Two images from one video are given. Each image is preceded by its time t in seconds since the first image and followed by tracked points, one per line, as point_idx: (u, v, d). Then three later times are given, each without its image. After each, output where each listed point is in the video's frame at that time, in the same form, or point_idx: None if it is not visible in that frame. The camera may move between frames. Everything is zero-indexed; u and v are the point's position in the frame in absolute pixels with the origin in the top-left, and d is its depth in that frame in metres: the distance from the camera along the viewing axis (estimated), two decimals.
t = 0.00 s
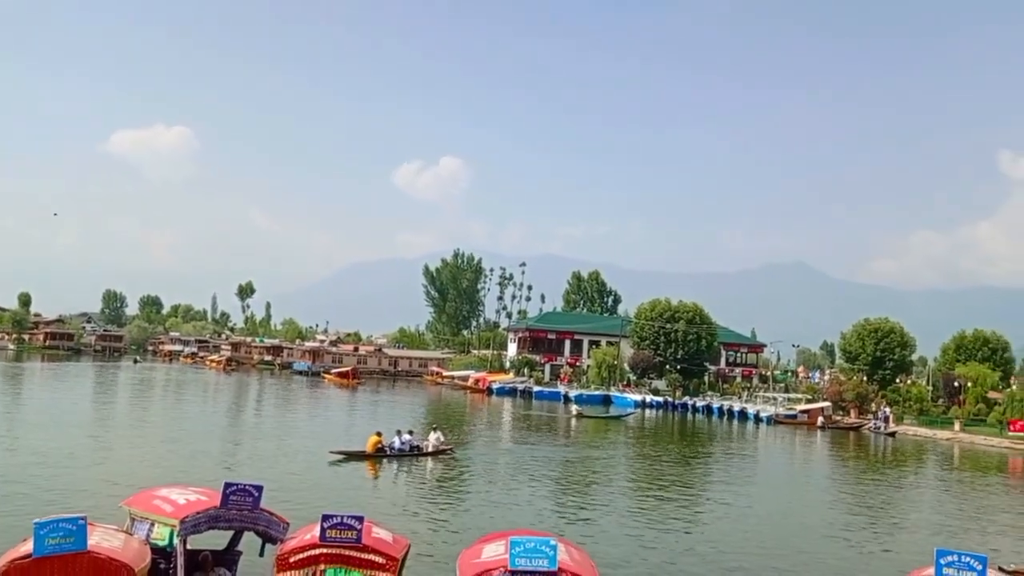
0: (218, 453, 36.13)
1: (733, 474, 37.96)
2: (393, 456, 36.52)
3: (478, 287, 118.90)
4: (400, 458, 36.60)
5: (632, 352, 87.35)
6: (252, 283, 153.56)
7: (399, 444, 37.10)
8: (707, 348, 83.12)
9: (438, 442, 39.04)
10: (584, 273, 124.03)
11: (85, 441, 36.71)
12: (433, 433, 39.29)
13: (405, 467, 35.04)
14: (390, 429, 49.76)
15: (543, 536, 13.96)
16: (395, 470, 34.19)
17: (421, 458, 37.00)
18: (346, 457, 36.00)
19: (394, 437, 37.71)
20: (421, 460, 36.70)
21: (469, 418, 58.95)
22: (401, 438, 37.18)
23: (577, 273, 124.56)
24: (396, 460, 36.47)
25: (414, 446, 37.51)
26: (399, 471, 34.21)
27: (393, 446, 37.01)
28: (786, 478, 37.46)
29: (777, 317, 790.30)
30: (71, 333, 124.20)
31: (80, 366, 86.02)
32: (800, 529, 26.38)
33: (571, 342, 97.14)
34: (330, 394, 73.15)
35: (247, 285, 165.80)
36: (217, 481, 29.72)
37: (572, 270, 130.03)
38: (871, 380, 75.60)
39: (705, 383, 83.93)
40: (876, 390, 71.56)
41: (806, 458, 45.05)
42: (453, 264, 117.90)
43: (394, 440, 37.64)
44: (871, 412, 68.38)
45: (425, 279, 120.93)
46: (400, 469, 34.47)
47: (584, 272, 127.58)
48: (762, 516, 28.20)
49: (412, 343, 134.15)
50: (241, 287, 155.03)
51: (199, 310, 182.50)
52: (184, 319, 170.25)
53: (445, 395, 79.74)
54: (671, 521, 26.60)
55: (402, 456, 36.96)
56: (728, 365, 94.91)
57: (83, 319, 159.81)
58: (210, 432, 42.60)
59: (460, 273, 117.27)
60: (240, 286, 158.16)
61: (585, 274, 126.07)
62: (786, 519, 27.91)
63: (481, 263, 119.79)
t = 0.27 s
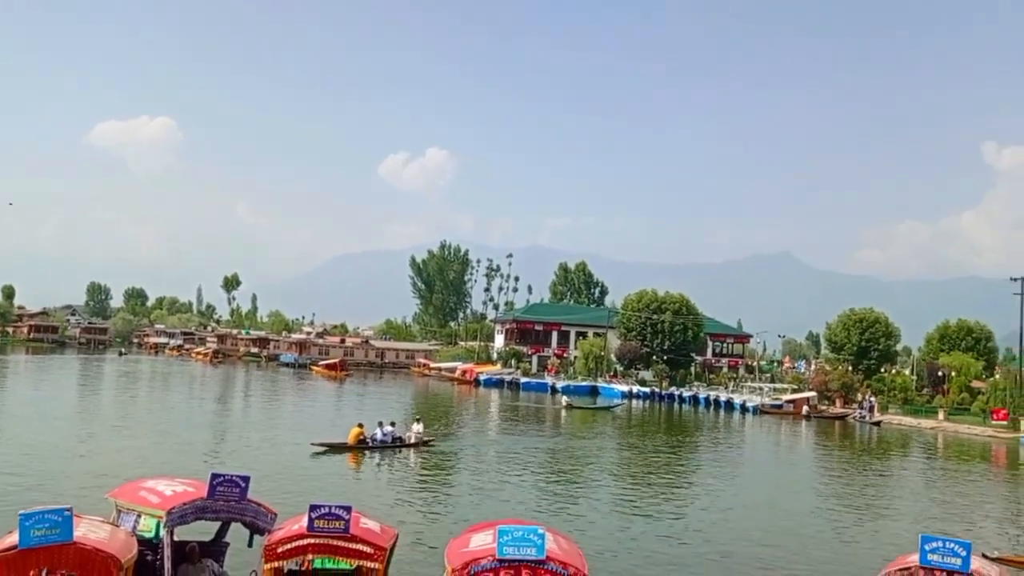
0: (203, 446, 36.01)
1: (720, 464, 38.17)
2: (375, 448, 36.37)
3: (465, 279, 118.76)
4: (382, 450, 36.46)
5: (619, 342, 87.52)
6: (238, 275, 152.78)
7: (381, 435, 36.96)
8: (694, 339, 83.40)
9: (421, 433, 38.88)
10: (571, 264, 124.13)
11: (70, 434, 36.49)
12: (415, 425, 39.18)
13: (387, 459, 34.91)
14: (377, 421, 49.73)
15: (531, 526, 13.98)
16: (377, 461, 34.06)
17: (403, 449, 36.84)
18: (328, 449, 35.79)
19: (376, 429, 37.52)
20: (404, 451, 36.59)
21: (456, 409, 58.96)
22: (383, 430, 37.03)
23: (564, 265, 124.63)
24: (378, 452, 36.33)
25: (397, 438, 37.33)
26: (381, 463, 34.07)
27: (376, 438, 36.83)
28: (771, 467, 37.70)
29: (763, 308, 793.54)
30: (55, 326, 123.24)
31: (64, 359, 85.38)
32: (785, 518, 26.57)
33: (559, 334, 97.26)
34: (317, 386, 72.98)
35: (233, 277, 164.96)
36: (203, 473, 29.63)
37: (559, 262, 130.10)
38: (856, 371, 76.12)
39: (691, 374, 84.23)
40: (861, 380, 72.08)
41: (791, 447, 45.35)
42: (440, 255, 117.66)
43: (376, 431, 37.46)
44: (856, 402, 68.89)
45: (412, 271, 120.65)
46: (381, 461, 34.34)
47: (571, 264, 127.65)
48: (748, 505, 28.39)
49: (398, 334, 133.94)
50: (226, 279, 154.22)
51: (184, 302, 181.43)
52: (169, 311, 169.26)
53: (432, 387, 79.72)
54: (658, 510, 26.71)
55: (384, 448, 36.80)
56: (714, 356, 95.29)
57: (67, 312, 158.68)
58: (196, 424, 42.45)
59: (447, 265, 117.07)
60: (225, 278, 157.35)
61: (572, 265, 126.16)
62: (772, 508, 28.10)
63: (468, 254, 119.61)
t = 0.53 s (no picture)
0: (186, 438, 35.84)
1: (704, 452, 38.31)
2: (353, 439, 36.15)
3: (448, 270, 118.58)
4: (360, 442, 36.25)
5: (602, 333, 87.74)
6: (219, 267, 151.77)
7: (359, 427, 36.75)
8: (677, 329, 83.74)
9: (399, 424, 38.66)
10: (555, 255, 124.18)
11: (50, 427, 36.19)
12: (394, 415, 39.01)
13: (365, 450, 34.73)
14: (361, 412, 49.63)
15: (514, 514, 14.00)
16: (355, 453, 33.88)
17: (381, 440, 36.61)
18: (306, 440, 35.51)
19: (354, 420, 37.26)
20: (382, 442, 36.36)
21: (440, 400, 58.96)
22: (361, 421, 36.83)
23: (548, 256, 124.70)
24: (356, 443, 36.12)
25: (375, 429, 37.08)
26: (359, 454, 33.87)
27: (353, 429, 36.56)
28: (755, 455, 37.96)
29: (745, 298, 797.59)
30: (34, 319, 122.00)
31: (44, 352, 84.56)
32: (771, 505, 26.75)
33: (542, 324, 97.40)
34: (300, 377, 72.71)
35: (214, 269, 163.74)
36: (186, 466, 29.49)
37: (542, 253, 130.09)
38: (837, 359, 76.70)
39: (674, 363, 84.63)
40: (843, 369, 72.73)
41: (774, 435, 45.65)
42: (423, 246, 117.30)
43: (354, 422, 37.19)
44: (838, 390, 69.45)
45: (394, 262, 120.21)
46: (359, 452, 34.14)
47: (554, 255, 127.71)
48: (732, 492, 28.58)
49: (381, 326, 133.64)
50: (207, 271, 153.14)
51: (165, 294, 180.03)
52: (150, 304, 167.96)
53: (416, 378, 79.71)
54: (643, 497, 26.84)
55: (362, 439, 36.56)
56: (697, 345, 95.74)
57: (45, 304, 157.11)
58: (178, 417, 42.23)
59: (430, 256, 116.80)
60: (206, 270, 156.29)
61: (555, 256, 126.23)
62: (756, 495, 28.31)
63: (451, 245, 119.38)
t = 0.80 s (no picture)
0: (156, 427, 35.51)
1: (676, 437, 38.58)
2: (321, 427, 35.94)
3: (421, 257, 118.23)
4: (329, 429, 36.03)
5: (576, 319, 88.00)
6: (189, 254, 150.25)
7: (327, 414, 36.53)
8: (650, 316, 84.19)
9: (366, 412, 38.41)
10: (528, 242, 124.22)
11: (16, 417, 35.67)
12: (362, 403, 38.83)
13: (333, 438, 34.53)
14: (334, 399, 49.44)
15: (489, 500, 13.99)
16: (327, 440, 33.76)
17: (349, 428, 36.39)
18: (271, 429, 35.19)
19: (322, 408, 37.00)
20: (349, 430, 36.15)
21: (414, 387, 58.87)
22: (330, 408, 36.61)
23: (521, 243, 124.69)
24: (324, 431, 35.89)
25: (342, 417, 36.84)
26: (327, 442, 33.64)
27: (321, 417, 36.32)
28: (727, 440, 38.32)
29: (717, 285, 803.11)
30: None
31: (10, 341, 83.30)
32: (744, 488, 27.05)
33: (516, 311, 97.47)
34: (272, 365, 72.26)
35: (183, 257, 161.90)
36: (156, 454, 29.24)
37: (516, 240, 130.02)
38: (808, 345, 77.54)
39: (647, 350, 85.10)
40: (813, 354, 73.61)
41: (746, 420, 46.11)
42: (395, 234, 116.80)
43: (321, 410, 36.93)
44: (808, 374, 70.22)
45: (367, 250, 119.60)
46: (327, 440, 33.92)
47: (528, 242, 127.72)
48: (705, 476, 28.87)
49: (354, 313, 133.05)
50: (177, 259, 151.53)
51: (134, 282, 177.83)
52: (118, 292, 165.89)
53: (389, 365, 79.52)
54: (617, 482, 27.05)
55: (329, 427, 36.34)
56: (669, 332, 96.33)
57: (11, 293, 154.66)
58: (148, 405, 41.82)
59: (403, 243, 116.35)
60: (176, 258, 154.58)
61: (529, 243, 126.28)
62: (728, 478, 28.61)
63: (424, 232, 119.02)
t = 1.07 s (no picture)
0: (126, 414, 35.16)
1: (649, 423, 38.75)
2: (286, 414, 35.67)
3: (394, 244, 117.75)
4: (294, 416, 35.78)
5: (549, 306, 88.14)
6: (158, 241, 148.37)
7: (293, 401, 36.26)
8: (623, 302, 84.54)
9: (333, 398, 38.13)
10: (501, 229, 124.11)
11: None
12: (329, 389, 38.58)
13: (298, 425, 34.26)
14: (307, 386, 49.21)
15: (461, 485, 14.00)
16: (298, 427, 33.60)
17: (315, 416, 36.15)
18: (236, 417, 34.85)
19: (288, 395, 36.72)
20: (316, 417, 35.92)
21: (387, 374, 58.72)
22: (295, 396, 36.36)
23: (494, 230, 124.56)
24: (289, 418, 35.64)
25: (309, 404, 36.58)
26: (293, 429, 33.33)
27: (287, 404, 36.06)
28: (699, 424, 38.64)
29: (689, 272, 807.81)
30: None
31: None
32: (715, 472, 27.30)
33: (489, 299, 97.44)
34: (244, 352, 71.74)
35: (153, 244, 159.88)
36: (125, 442, 28.96)
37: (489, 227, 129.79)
38: (778, 331, 78.29)
39: (620, 336, 85.49)
40: (783, 340, 74.37)
41: (718, 405, 46.50)
42: (368, 220, 116.13)
43: (287, 398, 36.65)
44: (778, 360, 70.94)
45: (339, 237, 118.83)
46: (293, 427, 33.65)
47: (501, 229, 127.57)
48: (677, 460, 29.12)
49: (326, 301, 132.27)
50: (146, 246, 149.63)
51: (102, 269, 175.40)
52: (86, 279, 163.59)
53: (362, 352, 79.25)
54: (589, 467, 27.21)
55: (296, 415, 36.10)
56: (642, 318, 96.79)
57: None
58: (117, 393, 41.37)
59: (376, 230, 115.76)
60: (145, 244, 152.68)
61: (502, 230, 126.17)
62: (699, 463, 28.87)
63: (397, 219, 118.50)
